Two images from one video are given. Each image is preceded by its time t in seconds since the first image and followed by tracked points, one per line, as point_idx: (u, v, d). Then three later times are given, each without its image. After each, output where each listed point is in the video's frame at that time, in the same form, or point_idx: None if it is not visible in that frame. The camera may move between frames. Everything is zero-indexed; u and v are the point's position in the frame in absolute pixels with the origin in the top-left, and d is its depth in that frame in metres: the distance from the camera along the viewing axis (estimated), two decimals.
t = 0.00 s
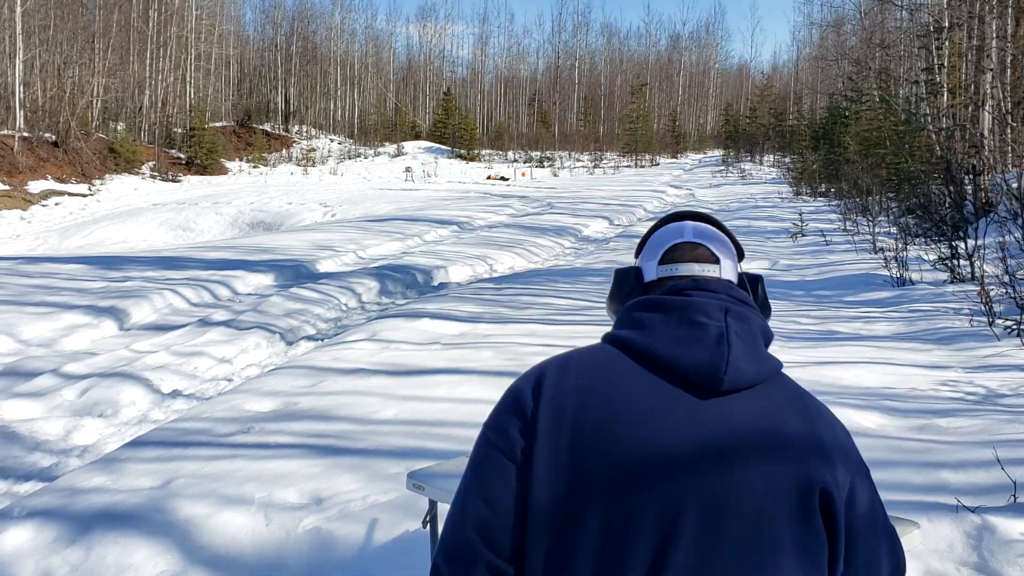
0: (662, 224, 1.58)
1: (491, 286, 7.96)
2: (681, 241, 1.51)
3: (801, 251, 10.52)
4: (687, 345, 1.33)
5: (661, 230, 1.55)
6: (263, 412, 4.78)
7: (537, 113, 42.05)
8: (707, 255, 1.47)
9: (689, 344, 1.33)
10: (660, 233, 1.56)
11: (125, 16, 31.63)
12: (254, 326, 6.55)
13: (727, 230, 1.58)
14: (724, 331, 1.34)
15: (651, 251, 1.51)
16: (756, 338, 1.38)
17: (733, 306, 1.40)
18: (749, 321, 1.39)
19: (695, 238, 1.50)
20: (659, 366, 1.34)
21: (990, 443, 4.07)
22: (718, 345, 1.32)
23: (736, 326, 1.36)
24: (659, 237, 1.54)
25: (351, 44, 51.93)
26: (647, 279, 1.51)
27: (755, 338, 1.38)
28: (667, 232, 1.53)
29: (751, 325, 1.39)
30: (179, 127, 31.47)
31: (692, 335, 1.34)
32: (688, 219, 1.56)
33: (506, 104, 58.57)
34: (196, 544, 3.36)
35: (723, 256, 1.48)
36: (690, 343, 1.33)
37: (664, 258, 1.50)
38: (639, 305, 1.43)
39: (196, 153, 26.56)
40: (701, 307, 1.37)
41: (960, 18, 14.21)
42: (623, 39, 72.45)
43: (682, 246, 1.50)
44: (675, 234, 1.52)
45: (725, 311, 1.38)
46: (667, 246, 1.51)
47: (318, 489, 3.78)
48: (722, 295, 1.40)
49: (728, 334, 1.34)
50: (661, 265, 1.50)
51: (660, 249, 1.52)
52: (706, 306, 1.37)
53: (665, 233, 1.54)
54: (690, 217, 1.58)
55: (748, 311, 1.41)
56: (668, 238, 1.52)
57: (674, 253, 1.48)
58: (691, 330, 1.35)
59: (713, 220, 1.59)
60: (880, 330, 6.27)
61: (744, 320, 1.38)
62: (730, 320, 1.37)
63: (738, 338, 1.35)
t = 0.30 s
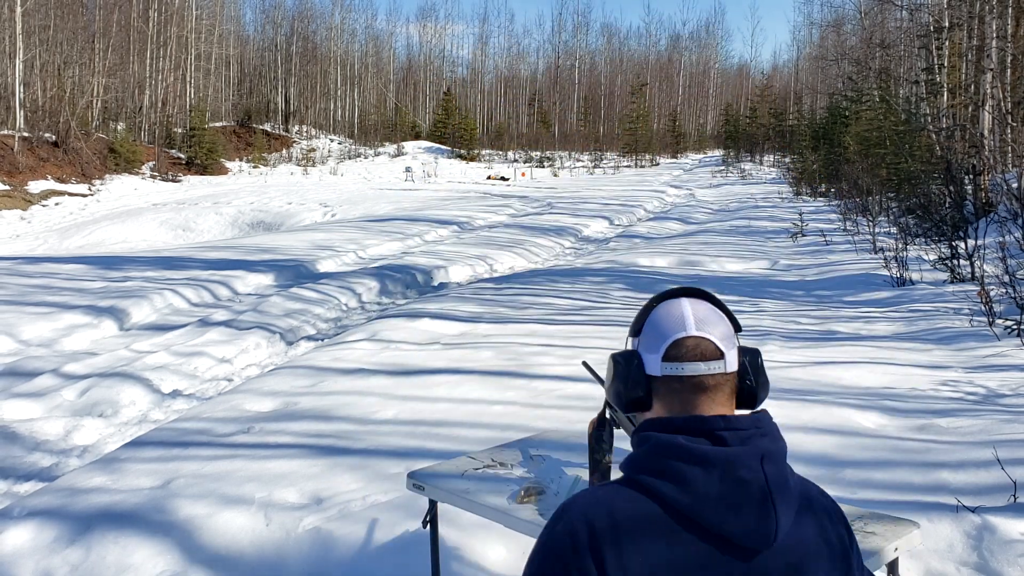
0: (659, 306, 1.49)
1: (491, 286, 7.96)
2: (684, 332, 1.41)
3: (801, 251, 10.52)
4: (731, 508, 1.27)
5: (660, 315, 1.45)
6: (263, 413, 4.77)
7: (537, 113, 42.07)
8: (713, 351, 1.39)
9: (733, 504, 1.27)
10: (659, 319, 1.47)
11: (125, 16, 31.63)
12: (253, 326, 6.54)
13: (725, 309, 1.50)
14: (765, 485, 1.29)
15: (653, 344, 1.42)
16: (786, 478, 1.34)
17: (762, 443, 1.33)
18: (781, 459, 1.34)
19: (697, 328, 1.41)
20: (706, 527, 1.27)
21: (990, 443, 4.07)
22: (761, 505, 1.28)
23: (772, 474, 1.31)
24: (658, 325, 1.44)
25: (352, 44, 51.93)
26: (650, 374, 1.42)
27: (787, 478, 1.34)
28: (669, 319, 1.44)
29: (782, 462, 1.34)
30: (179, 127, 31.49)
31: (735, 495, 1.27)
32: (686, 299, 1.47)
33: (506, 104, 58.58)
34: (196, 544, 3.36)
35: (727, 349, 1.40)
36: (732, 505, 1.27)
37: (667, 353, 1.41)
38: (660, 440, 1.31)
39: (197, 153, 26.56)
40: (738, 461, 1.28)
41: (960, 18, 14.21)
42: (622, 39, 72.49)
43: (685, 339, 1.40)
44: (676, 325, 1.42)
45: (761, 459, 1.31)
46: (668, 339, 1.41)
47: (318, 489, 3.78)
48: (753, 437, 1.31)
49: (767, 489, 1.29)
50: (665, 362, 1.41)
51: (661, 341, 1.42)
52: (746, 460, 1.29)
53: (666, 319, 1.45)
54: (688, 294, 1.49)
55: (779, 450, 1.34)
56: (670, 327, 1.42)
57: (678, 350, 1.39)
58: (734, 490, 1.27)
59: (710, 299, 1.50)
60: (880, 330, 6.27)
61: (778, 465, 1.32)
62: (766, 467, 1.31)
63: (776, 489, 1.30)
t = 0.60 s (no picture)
0: (741, 272, 1.51)
1: (491, 286, 7.96)
2: (758, 299, 1.44)
3: (801, 251, 10.52)
4: (725, 450, 1.33)
5: (740, 282, 1.48)
6: (264, 412, 4.77)
7: (538, 113, 42.09)
8: (779, 324, 1.42)
9: (730, 445, 1.33)
10: (738, 283, 1.49)
11: (125, 16, 31.63)
12: (254, 326, 6.55)
13: (799, 292, 1.53)
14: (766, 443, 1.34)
15: (724, 304, 1.45)
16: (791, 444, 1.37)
17: (781, 410, 1.37)
18: (794, 428, 1.38)
19: (771, 299, 1.44)
20: (702, 458, 1.33)
21: (990, 443, 4.07)
22: (757, 459, 1.33)
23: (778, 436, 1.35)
24: (737, 288, 1.47)
25: (352, 44, 51.94)
26: (716, 330, 1.45)
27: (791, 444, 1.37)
28: (746, 285, 1.46)
29: (791, 429, 1.37)
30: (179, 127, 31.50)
31: (739, 446, 1.33)
32: (767, 272, 1.49)
33: (506, 104, 58.59)
34: (196, 544, 3.36)
35: (792, 326, 1.44)
36: (728, 449, 1.33)
37: (737, 314, 1.44)
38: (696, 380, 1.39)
39: (197, 153, 26.56)
40: (751, 413, 1.34)
41: (960, 18, 14.21)
42: (622, 39, 72.50)
43: (758, 307, 1.43)
44: (752, 290, 1.45)
45: (773, 419, 1.35)
46: (743, 302, 1.44)
47: (318, 490, 3.78)
48: (774, 402, 1.36)
49: (770, 447, 1.34)
50: (734, 323, 1.44)
51: (734, 302, 1.45)
52: (759, 413, 1.34)
53: (740, 286, 1.47)
54: (770, 269, 1.51)
55: (792, 416, 1.38)
56: (746, 292, 1.45)
57: (749, 313, 1.42)
58: (737, 437, 1.33)
59: (792, 281, 1.52)
60: (880, 331, 6.27)
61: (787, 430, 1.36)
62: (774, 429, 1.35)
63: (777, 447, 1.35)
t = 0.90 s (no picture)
0: (676, 275, 1.67)
1: (491, 286, 7.96)
2: (682, 297, 1.59)
3: (801, 251, 10.52)
4: (617, 415, 1.47)
5: (673, 283, 1.63)
6: (264, 412, 4.78)
7: (538, 113, 42.08)
8: (698, 319, 1.57)
9: (620, 410, 1.47)
10: (672, 284, 1.65)
11: (125, 16, 31.67)
12: (254, 326, 6.55)
13: (732, 295, 1.67)
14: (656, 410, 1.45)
15: (652, 300, 1.60)
16: (686, 416, 1.46)
17: (682, 385, 1.48)
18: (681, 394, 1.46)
19: (693, 297, 1.59)
20: (594, 421, 1.51)
21: (990, 443, 4.07)
22: (644, 425, 1.45)
23: (669, 406, 1.45)
24: (668, 289, 1.62)
25: (352, 44, 51.96)
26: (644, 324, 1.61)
27: (687, 414, 1.46)
28: (675, 285, 1.62)
29: (684, 400, 1.46)
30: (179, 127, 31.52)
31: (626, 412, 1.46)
32: (698, 275, 1.64)
33: (506, 104, 58.59)
34: (196, 544, 3.36)
35: (712, 323, 1.58)
36: (620, 413, 1.47)
37: (663, 310, 1.59)
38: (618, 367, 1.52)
39: (197, 153, 26.57)
40: (645, 383, 1.47)
41: (960, 18, 14.21)
42: (622, 40, 72.51)
43: (681, 302, 1.58)
44: (679, 289, 1.60)
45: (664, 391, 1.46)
46: (669, 299, 1.60)
47: (318, 489, 3.78)
48: (667, 377, 1.48)
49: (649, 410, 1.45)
50: (658, 317, 1.59)
51: (664, 299, 1.61)
52: (651, 385, 1.46)
53: (667, 287, 1.62)
54: (703, 274, 1.67)
55: (684, 390, 1.47)
56: (673, 290, 1.60)
57: (672, 309, 1.57)
58: (626, 404, 1.47)
59: (725, 286, 1.66)
60: (880, 330, 6.26)
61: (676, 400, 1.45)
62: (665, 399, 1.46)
63: (668, 414, 1.45)
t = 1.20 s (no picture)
0: (608, 266, 1.76)
1: (491, 286, 7.96)
2: (617, 283, 1.68)
3: (801, 251, 10.52)
4: (579, 399, 1.53)
5: (607, 272, 1.73)
6: (263, 412, 4.78)
7: (538, 113, 42.10)
8: (633, 299, 1.66)
9: (582, 397, 1.53)
10: (607, 275, 1.74)
11: (125, 16, 31.66)
12: (254, 326, 6.55)
13: (662, 273, 1.77)
14: (615, 389, 1.50)
15: (590, 293, 1.69)
16: (644, 387, 1.50)
17: (631, 360, 1.54)
18: (642, 373, 1.51)
19: (626, 281, 1.68)
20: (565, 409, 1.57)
21: (990, 443, 4.07)
22: (604, 408, 1.51)
23: (625, 380, 1.50)
24: (603, 279, 1.71)
25: (352, 44, 51.95)
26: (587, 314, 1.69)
27: (644, 389, 1.50)
28: (610, 274, 1.71)
29: (641, 374, 1.51)
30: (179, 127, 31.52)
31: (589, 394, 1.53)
32: (629, 261, 1.75)
33: (506, 104, 58.60)
34: (196, 544, 3.35)
35: (648, 299, 1.67)
36: (584, 399, 1.53)
37: (601, 299, 1.67)
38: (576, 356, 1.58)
39: (197, 153, 26.56)
40: (599, 364, 1.53)
41: (960, 18, 14.22)
42: (621, 40, 72.55)
43: (615, 288, 1.67)
44: (613, 276, 1.70)
45: (619, 366, 1.52)
46: (605, 287, 1.69)
47: (317, 490, 3.78)
48: (619, 353, 1.54)
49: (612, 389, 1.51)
50: (599, 306, 1.67)
51: (600, 289, 1.69)
52: (604, 364, 1.52)
53: (601, 278, 1.71)
54: (634, 258, 1.77)
55: (639, 363, 1.52)
56: (608, 278, 1.69)
57: (610, 296, 1.65)
58: (588, 389, 1.52)
59: (654, 267, 1.76)
60: (880, 331, 6.26)
61: (632, 375, 1.50)
62: (621, 374, 1.51)
63: (627, 394, 1.50)
